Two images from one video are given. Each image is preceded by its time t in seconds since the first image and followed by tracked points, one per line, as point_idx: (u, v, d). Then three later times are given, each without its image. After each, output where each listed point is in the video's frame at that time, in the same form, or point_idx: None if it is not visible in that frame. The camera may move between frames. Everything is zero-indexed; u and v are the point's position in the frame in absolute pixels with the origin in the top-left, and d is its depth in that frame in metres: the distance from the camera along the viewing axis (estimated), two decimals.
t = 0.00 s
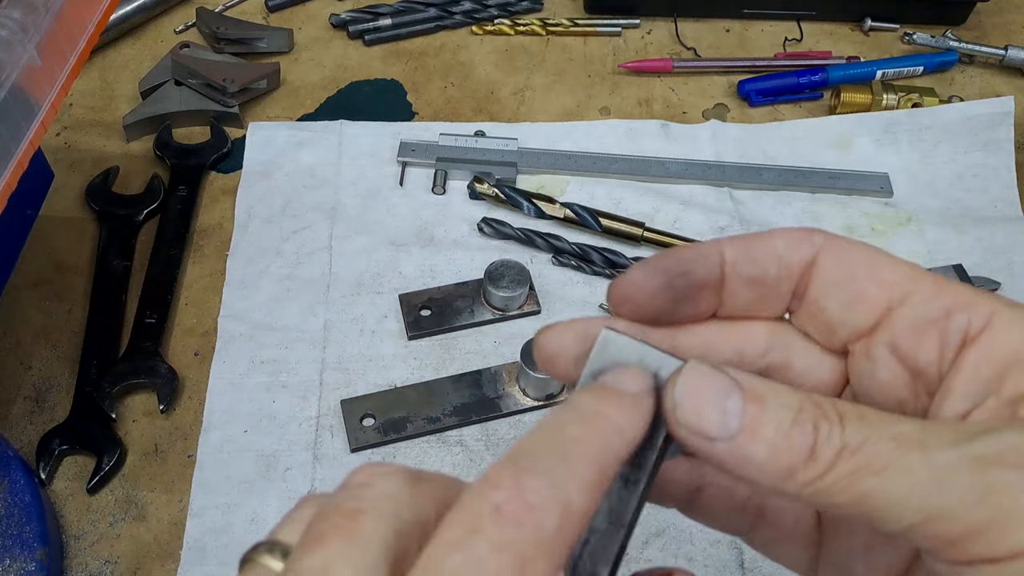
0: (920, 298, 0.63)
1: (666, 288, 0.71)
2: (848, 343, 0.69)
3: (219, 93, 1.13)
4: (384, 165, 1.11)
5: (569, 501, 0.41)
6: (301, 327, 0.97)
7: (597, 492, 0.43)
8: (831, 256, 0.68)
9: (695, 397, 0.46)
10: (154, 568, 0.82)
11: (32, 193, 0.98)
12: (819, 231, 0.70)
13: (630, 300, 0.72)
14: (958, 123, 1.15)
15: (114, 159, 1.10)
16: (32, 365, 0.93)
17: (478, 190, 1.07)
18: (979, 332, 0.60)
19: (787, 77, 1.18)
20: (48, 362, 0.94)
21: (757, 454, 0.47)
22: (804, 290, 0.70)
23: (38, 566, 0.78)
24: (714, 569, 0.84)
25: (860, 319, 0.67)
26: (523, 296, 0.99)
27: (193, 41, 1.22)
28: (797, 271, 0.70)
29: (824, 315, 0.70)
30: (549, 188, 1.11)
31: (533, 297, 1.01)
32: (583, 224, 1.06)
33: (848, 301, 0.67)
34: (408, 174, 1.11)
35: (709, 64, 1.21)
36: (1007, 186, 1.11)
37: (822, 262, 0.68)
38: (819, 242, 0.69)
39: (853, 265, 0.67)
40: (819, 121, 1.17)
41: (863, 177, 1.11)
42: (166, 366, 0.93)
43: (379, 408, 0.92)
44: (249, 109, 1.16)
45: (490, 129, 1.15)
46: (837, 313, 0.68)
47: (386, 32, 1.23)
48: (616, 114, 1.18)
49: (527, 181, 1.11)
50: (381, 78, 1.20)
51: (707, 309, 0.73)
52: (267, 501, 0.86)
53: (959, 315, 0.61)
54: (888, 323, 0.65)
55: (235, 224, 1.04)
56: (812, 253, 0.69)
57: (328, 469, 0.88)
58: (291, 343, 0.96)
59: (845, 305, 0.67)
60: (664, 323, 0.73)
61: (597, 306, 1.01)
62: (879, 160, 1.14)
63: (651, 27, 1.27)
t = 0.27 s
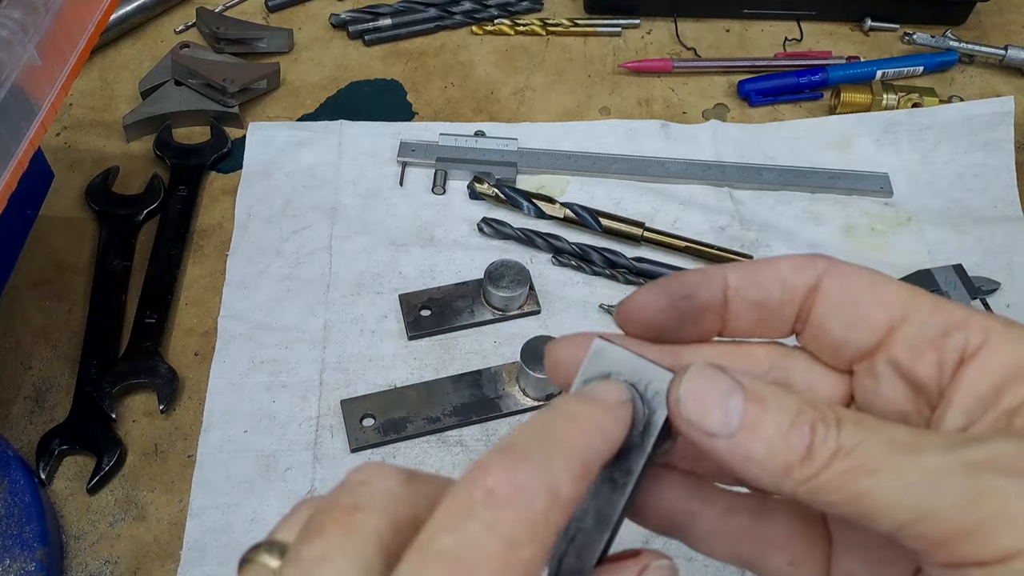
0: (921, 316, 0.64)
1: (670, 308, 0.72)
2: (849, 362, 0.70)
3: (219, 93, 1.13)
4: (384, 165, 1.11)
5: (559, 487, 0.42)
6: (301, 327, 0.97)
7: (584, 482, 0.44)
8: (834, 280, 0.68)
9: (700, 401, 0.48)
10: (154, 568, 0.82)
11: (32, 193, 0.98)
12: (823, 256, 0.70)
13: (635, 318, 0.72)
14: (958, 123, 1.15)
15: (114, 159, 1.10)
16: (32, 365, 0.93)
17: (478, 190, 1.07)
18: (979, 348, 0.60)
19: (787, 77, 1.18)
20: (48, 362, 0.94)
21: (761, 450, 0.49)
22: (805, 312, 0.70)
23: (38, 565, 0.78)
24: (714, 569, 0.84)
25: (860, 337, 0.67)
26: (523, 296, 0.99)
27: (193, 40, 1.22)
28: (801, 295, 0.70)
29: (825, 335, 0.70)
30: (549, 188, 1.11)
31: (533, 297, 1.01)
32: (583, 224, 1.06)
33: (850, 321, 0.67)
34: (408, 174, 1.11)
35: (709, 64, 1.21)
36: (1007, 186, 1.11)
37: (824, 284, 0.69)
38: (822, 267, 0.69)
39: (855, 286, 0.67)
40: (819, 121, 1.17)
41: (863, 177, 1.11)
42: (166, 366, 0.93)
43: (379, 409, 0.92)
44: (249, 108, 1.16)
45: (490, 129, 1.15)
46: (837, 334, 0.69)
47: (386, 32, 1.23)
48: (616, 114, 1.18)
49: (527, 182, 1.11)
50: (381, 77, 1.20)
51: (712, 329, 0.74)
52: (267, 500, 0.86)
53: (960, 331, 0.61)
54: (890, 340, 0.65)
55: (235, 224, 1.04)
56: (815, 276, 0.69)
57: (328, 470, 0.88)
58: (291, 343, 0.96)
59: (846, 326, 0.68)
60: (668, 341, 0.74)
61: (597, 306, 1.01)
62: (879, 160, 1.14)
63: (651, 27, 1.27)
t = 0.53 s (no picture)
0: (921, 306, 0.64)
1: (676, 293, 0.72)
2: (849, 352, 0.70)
3: (219, 93, 1.13)
4: (384, 165, 1.11)
5: (523, 470, 0.43)
6: (301, 327, 0.97)
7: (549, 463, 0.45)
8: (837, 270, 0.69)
9: (699, 378, 0.48)
10: (154, 568, 0.82)
11: (32, 193, 0.98)
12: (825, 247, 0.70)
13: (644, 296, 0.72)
14: (958, 123, 1.15)
15: (114, 159, 1.10)
16: (32, 365, 0.93)
17: (478, 190, 1.07)
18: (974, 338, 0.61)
19: (787, 77, 1.18)
20: (48, 362, 0.94)
21: (757, 429, 0.48)
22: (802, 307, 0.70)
23: (38, 566, 0.78)
24: (714, 569, 0.84)
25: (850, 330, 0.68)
26: (523, 296, 0.99)
27: (193, 40, 1.22)
28: (804, 284, 0.70)
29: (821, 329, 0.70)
30: (549, 188, 1.11)
31: (533, 297, 1.01)
32: (583, 224, 1.06)
33: (850, 314, 0.67)
34: (408, 174, 1.11)
35: (709, 64, 1.21)
36: (1007, 186, 1.11)
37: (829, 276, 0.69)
38: (825, 257, 0.69)
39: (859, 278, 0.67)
40: (819, 121, 1.17)
41: (863, 177, 1.11)
42: (166, 365, 0.93)
43: (379, 409, 0.92)
44: (249, 108, 1.15)
45: (490, 129, 1.15)
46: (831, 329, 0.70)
47: (386, 32, 1.23)
48: (616, 114, 1.18)
49: (527, 181, 1.11)
50: (381, 78, 1.20)
51: (714, 317, 0.74)
52: (267, 501, 0.86)
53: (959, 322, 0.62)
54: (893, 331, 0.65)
55: (235, 224, 1.04)
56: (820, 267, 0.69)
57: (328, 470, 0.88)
58: (291, 343, 0.96)
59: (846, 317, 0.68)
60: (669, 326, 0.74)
61: (597, 306, 1.01)
62: (879, 160, 1.14)
63: (651, 27, 1.27)
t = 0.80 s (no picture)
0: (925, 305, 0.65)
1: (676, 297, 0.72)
2: (857, 346, 0.70)
3: (219, 93, 1.12)
4: (384, 165, 1.11)
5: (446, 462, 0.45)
6: (301, 327, 0.97)
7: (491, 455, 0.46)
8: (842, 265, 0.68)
9: (708, 355, 0.50)
10: (154, 568, 0.82)
11: (32, 193, 0.98)
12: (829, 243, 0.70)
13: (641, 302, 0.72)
14: (958, 123, 1.15)
15: (114, 159, 1.10)
16: (32, 365, 0.93)
17: (478, 190, 1.07)
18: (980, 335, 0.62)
19: (787, 77, 1.18)
20: (48, 362, 0.94)
21: (768, 407, 0.50)
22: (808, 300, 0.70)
23: (38, 566, 0.78)
24: (714, 569, 0.84)
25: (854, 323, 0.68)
26: (523, 297, 0.99)
27: (193, 41, 1.22)
28: (808, 280, 0.70)
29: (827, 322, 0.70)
30: (549, 188, 1.11)
31: (533, 297, 1.01)
32: (583, 224, 1.06)
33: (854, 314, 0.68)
34: (408, 175, 1.11)
35: (709, 64, 1.21)
36: (1007, 186, 1.11)
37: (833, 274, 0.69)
38: (829, 252, 0.69)
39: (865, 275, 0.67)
40: (820, 121, 1.17)
41: (863, 178, 1.11)
42: (166, 366, 0.93)
43: (379, 409, 0.91)
44: (249, 109, 1.15)
45: (490, 129, 1.15)
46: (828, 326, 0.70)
47: (386, 32, 1.23)
48: (616, 114, 1.18)
49: (527, 181, 1.11)
50: (381, 78, 1.20)
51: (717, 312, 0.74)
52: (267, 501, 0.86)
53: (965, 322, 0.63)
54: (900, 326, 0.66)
55: (235, 224, 1.04)
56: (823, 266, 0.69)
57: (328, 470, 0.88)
58: (291, 343, 0.96)
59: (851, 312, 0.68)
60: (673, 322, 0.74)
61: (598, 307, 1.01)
62: (879, 160, 1.14)
63: (651, 27, 1.27)
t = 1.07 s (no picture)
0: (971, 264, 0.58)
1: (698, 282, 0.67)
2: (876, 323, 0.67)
3: (219, 93, 1.12)
4: (384, 165, 1.11)
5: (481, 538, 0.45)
6: (301, 327, 0.97)
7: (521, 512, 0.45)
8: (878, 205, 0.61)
9: (652, 391, 0.47)
10: (155, 568, 0.82)
11: (32, 193, 0.98)
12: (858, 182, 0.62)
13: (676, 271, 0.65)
14: (958, 123, 1.15)
15: (113, 159, 1.10)
16: (32, 365, 0.93)
17: (478, 190, 1.07)
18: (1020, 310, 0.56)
19: (787, 77, 1.18)
20: (48, 362, 0.94)
21: (718, 442, 0.47)
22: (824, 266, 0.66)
23: (38, 566, 0.78)
24: (714, 569, 0.84)
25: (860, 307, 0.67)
26: (523, 297, 0.99)
27: (193, 41, 1.22)
28: (833, 237, 0.63)
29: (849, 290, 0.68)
30: (549, 188, 1.11)
31: (533, 297, 1.01)
32: (583, 224, 1.06)
33: (886, 276, 0.62)
34: (408, 175, 1.11)
35: (709, 64, 1.21)
36: (1007, 186, 1.11)
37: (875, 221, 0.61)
38: (854, 197, 0.61)
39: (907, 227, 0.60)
40: (820, 120, 1.17)
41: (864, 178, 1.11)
42: (166, 365, 0.92)
43: (379, 409, 0.92)
44: (249, 109, 1.15)
45: (490, 129, 1.15)
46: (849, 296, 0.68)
47: (386, 32, 1.23)
48: (616, 114, 1.18)
49: (527, 181, 1.11)
50: (381, 78, 1.20)
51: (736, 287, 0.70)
52: (267, 501, 0.86)
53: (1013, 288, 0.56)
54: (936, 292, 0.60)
55: (235, 224, 1.04)
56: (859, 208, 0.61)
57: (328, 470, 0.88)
58: (291, 343, 0.96)
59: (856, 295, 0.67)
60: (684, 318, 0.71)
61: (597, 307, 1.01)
62: (879, 160, 1.14)
63: (651, 27, 1.27)
